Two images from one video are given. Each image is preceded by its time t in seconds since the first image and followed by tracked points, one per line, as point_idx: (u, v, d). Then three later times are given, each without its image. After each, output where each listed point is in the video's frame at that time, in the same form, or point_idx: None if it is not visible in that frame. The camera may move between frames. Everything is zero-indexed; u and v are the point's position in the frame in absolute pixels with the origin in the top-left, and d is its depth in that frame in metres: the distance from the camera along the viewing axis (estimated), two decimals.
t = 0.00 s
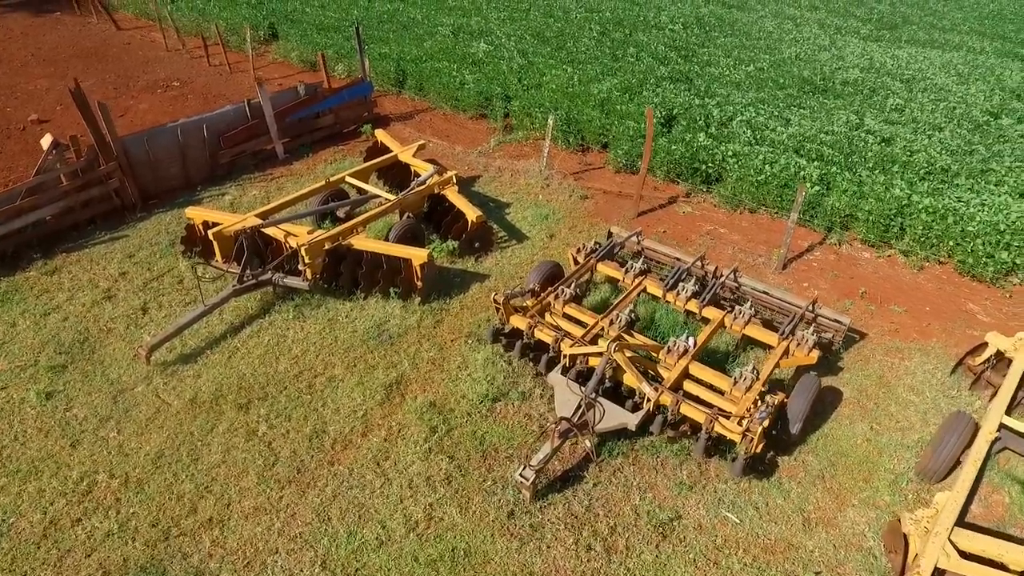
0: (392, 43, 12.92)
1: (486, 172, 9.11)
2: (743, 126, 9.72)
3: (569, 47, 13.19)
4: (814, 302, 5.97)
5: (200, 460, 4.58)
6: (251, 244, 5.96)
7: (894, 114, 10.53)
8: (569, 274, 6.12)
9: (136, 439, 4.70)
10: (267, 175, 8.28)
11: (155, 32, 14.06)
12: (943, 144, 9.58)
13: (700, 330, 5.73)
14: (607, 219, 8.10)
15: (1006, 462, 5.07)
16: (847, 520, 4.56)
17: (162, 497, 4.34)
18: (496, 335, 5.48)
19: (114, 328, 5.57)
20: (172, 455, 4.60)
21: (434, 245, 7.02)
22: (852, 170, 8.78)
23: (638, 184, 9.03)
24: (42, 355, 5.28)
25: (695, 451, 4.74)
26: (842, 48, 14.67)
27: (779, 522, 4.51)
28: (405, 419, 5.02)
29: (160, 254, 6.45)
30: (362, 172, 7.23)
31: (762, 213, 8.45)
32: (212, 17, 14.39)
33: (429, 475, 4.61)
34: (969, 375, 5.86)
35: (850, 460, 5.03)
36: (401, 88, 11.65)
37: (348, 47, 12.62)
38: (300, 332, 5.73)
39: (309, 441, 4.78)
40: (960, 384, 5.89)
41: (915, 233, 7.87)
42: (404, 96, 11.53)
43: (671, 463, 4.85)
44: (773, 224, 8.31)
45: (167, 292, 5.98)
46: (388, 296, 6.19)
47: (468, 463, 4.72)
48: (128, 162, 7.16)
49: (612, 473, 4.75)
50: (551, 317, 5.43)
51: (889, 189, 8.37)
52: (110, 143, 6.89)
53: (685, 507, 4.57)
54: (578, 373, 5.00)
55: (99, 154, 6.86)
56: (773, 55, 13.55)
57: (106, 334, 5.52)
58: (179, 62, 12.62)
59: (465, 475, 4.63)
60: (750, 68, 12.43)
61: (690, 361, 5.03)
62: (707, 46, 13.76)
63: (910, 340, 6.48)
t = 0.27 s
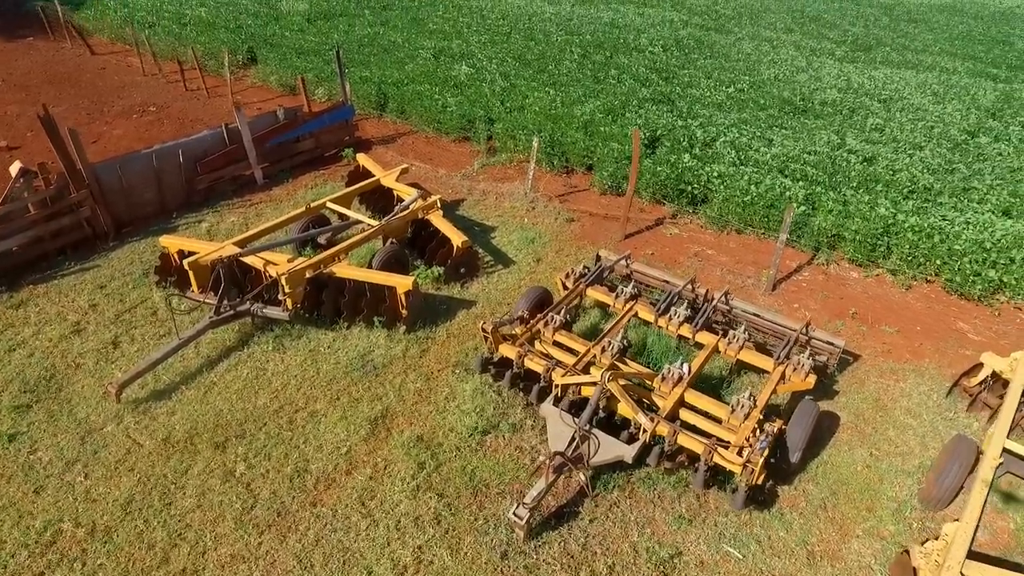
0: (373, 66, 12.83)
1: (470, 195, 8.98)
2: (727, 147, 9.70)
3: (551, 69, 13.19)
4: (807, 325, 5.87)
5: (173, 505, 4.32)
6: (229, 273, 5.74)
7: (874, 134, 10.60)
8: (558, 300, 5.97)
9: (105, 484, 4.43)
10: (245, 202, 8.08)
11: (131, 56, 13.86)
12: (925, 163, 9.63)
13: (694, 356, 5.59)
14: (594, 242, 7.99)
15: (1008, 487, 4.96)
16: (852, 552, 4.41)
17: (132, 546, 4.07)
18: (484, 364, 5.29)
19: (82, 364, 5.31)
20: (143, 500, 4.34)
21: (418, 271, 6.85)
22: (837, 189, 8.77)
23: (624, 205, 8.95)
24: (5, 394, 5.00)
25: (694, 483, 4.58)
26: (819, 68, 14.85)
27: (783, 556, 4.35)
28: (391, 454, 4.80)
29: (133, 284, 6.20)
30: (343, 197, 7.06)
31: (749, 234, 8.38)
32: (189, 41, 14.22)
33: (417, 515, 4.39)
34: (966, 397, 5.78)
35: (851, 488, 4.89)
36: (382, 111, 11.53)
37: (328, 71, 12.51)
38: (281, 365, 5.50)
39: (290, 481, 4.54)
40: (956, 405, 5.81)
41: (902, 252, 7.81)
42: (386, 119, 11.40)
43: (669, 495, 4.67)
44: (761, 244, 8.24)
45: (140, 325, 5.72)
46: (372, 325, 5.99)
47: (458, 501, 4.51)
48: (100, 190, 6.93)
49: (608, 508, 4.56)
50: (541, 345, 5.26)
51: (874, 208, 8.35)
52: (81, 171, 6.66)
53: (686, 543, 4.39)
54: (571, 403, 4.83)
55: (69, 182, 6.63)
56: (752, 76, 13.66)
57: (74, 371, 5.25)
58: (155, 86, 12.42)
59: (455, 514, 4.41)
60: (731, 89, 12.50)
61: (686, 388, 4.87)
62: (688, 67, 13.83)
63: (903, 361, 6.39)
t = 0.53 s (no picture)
0: (348, 98, 12.72)
1: (449, 227, 8.84)
2: (705, 175, 9.70)
3: (527, 99, 13.21)
4: (796, 355, 5.76)
5: (136, 568, 4.02)
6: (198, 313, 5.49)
7: (848, 161, 10.66)
8: (543, 334, 5.81)
9: (61, 545, 4.11)
10: (217, 237, 7.83)
11: (99, 89, 13.60)
12: (899, 189, 9.58)
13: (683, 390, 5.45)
14: (576, 273, 7.87)
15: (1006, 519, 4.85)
16: None
17: None
18: (467, 405, 5.08)
19: (39, 413, 4.99)
20: (103, 563, 4.03)
21: (397, 306, 6.64)
22: (815, 216, 8.74)
23: (604, 234, 8.87)
24: None
25: (690, 526, 4.38)
26: (790, 97, 15.07)
27: None
28: (371, 503, 4.55)
29: (96, 326, 5.91)
30: (319, 231, 6.86)
31: (731, 261, 8.33)
32: (160, 73, 14.01)
33: (400, 570, 4.13)
34: (957, 425, 5.70)
35: (849, 525, 4.74)
36: (358, 142, 11.39)
37: (302, 102, 12.37)
38: (254, 409, 5.23)
39: (263, 536, 4.26)
40: (948, 434, 5.72)
41: (882, 278, 7.71)
42: (362, 151, 11.25)
43: (665, 539, 4.48)
44: (743, 272, 8.18)
45: (103, 369, 5.43)
46: (350, 364, 5.76)
47: (443, 552, 4.26)
48: (63, 227, 6.65)
49: (602, 555, 4.35)
50: (526, 383, 5.07)
51: (852, 234, 8.32)
52: (42, 209, 6.39)
53: None
54: (559, 444, 4.62)
55: (30, 220, 6.35)
56: (725, 104, 13.81)
57: (30, 421, 4.93)
58: (124, 119, 12.17)
59: (441, 567, 4.17)
60: (705, 118, 12.60)
61: (678, 425, 4.71)
62: (662, 96, 13.96)
63: (892, 389, 6.31)
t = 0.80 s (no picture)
0: (321, 134, 12.57)
1: (427, 265, 8.66)
2: (683, 209, 9.67)
3: (502, 134, 13.18)
4: (786, 394, 5.62)
5: None
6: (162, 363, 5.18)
7: (822, 194, 10.50)
8: (526, 378, 5.61)
9: None
10: (184, 280, 7.54)
11: (63, 127, 13.29)
12: (873, 221, 9.37)
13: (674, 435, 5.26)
14: (558, 310, 7.72)
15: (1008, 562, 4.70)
16: None
17: None
18: (450, 456, 4.82)
19: None
20: None
21: (375, 350, 6.40)
22: (794, 249, 8.66)
23: (584, 270, 8.75)
24: None
25: None
26: (761, 130, 15.23)
27: None
28: (348, 566, 4.26)
29: (52, 379, 5.57)
30: (291, 273, 6.62)
31: (712, 295, 8.24)
32: (127, 110, 13.76)
33: None
34: (949, 463, 5.59)
35: (851, 573, 4.56)
36: (331, 178, 11.21)
37: (274, 139, 12.18)
38: (222, 465, 4.92)
39: None
40: (941, 471, 5.61)
41: (864, 310, 7.59)
42: (335, 187, 11.05)
43: None
44: (725, 306, 8.08)
45: (59, 426, 5.09)
46: (325, 414, 5.48)
47: None
48: (18, 273, 6.33)
49: None
50: (511, 431, 4.85)
51: (832, 267, 8.22)
52: None
53: None
54: (549, 497, 4.39)
55: None
56: (698, 138, 13.92)
57: None
58: (88, 157, 11.87)
59: None
60: (679, 151, 12.67)
61: (670, 473, 4.50)
62: (637, 130, 14.04)
63: (882, 425, 6.18)
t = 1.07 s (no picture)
0: (298, 175, 12.38)
1: (408, 311, 8.43)
2: (667, 250, 9.57)
3: (483, 174, 13.09)
4: (785, 445, 5.40)
5: None
6: (126, 427, 4.85)
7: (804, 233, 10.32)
8: (516, 435, 5.35)
9: None
10: (152, 329, 7.25)
11: (30, 169, 12.96)
12: (856, 260, 9.29)
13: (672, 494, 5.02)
14: (544, 357, 7.50)
15: None
16: None
17: None
18: (437, 523, 4.52)
19: None
20: None
21: (355, 404, 6.10)
22: (780, 289, 8.57)
23: (570, 314, 8.57)
24: None
25: None
26: (740, 167, 15.29)
27: None
28: None
29: (7, 444, 5.22)
30: (267, 325, 6.35)
31: (701, 338, 8.06)
32: (98, 152, 13.48)
33: None
34: (954, 515, 5.37)
35: None
36: (309, 220, 10.97)
37: (250, 181, 11.96)
38: (190, 538, 4.57)
39: None
40: (946, 524, 5.40)
41: (854, 353, 7.45)
42: (313, 230, 10.82)
43: None
44: (713, 349, 7.91)
45: (12, 498, 4.73)
46: (302, 477, 5.15)
47: None
48: None
49: None
50: (501, 495, 4.57)
51: (820, 308, 8.14)
52: None
53: None
54: (544, 569, 4.10)
55: None
56: (679, 175, 13.89)
57: None
58: (56, 200, 11.54)
59: None
60: (661, 190, 12.64)
61: (672, 539, 4.24)
62: (617, 168, 14.04)
63: (881, 474, 5.98)
